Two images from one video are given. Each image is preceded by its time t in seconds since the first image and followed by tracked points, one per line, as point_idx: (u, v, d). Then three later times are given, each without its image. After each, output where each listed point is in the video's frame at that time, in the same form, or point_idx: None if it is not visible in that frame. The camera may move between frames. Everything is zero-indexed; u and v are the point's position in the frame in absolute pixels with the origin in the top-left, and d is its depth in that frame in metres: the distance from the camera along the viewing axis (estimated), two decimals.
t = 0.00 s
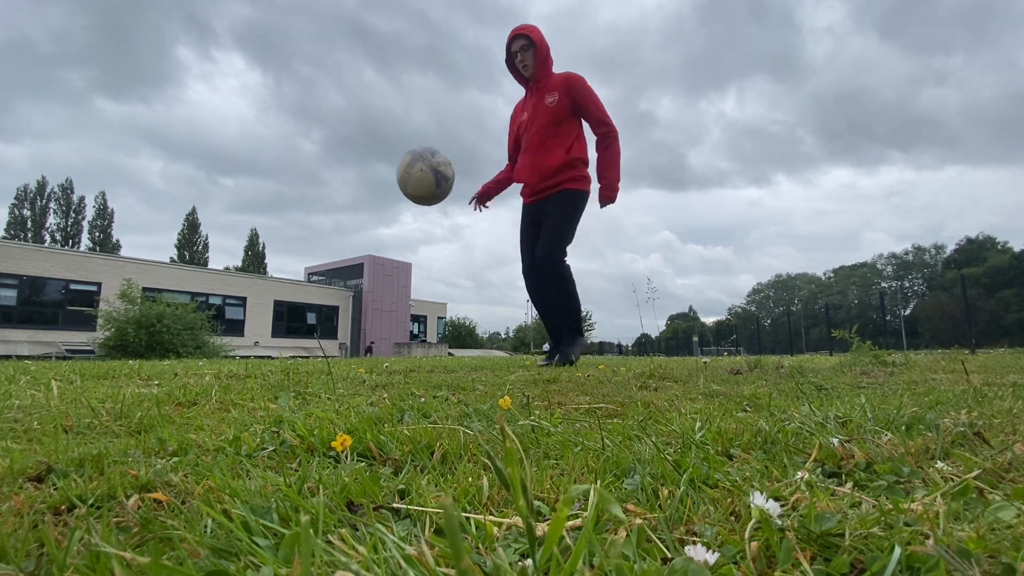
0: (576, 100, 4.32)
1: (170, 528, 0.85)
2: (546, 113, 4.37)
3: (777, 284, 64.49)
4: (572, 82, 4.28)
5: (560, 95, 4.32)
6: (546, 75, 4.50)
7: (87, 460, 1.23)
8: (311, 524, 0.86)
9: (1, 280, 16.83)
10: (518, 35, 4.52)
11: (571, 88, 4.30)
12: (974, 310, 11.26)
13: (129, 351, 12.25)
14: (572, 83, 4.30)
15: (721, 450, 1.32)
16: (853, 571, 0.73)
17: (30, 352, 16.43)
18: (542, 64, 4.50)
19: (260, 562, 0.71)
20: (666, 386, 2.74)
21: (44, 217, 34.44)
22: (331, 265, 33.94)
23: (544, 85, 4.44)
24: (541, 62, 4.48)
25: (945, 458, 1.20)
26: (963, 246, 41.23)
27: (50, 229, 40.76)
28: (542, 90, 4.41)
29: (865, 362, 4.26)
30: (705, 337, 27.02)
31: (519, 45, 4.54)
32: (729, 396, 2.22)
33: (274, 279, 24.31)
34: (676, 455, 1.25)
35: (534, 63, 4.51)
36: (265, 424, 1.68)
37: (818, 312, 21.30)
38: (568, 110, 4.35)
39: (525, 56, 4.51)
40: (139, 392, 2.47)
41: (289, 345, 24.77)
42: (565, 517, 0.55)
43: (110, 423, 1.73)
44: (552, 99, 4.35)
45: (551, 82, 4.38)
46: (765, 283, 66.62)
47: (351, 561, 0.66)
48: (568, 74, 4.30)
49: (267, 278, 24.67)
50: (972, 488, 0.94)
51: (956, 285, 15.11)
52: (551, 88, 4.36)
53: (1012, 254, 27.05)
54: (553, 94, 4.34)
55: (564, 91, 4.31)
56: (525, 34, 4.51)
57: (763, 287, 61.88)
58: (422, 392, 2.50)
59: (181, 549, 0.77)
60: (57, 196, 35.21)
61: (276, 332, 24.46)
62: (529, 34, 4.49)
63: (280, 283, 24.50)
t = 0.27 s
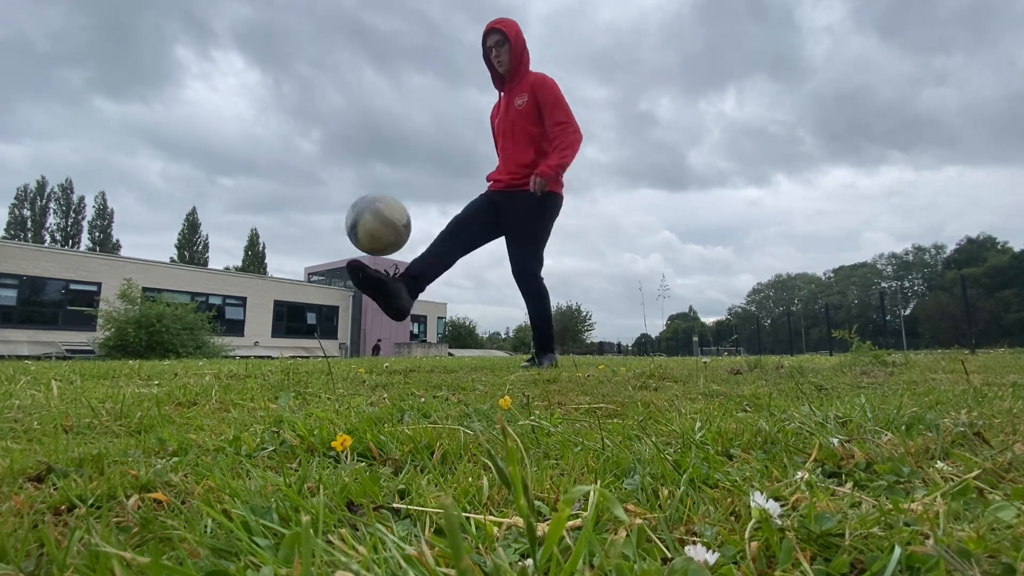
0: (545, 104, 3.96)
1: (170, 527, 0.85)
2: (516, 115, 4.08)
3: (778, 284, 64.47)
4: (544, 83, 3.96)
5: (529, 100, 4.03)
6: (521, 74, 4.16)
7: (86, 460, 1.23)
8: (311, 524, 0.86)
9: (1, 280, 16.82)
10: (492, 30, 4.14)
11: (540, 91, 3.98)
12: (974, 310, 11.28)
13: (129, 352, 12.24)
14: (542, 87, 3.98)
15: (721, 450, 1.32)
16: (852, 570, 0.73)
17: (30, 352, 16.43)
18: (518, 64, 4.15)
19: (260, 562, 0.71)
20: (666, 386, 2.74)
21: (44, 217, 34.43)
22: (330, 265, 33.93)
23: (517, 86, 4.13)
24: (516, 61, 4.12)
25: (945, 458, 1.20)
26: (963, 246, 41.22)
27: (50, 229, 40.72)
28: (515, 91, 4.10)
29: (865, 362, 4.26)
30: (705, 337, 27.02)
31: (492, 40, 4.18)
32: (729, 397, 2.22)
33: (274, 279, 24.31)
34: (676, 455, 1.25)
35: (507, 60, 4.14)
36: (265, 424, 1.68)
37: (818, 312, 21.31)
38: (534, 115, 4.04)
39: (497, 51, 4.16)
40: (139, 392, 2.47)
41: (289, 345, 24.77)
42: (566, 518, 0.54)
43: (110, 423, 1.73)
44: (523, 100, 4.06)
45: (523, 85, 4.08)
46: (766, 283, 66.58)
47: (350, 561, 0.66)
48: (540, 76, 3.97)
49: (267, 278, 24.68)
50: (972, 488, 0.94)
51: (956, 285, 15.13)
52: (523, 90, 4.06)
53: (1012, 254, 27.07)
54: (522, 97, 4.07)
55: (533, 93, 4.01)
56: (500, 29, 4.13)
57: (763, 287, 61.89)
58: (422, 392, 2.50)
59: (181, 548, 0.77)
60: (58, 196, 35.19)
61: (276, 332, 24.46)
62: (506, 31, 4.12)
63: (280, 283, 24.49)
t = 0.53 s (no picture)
0: (518, 74, 4.02)
1: (170, 528, 0.85)
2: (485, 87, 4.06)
3: (778, 284, 64.45)
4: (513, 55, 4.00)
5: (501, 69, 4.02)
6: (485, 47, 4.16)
7: (86, 461, 1.23)
8: (311, 524, 0.86)
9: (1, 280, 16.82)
10: (450, 4, 4.14)
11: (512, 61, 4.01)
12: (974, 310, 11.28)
13: (129, 352, 12.25)
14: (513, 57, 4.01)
15: (721, 450, 1.32)
16: (852, 570, 0.73)
17: (30, 352, 16.44)
18: (481, 37, 4.14)
19: (260, 562, 0.71)
20: (666, 386, 2.74)
21: (45, 217, 34.45)
22: (330, 266, 33.93)
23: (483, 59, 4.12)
24: (478, 34, 4.12)
25: (946, 458, 1.20)
26: (963, 246, 41.20)
27: (51, 229, 40.80)
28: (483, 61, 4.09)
29: (865, 362, 4.26)
30: (705, 337, 27.03)
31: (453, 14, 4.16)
32: (729, 396, 2.22)
33: (274, 279, 24.30)
34: (676, 455, 1.25)
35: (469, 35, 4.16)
36: (265, 424, 1.68)
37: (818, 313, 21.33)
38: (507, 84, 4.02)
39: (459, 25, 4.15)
40: (139, 392, 2.47)
41: (289, 345, 24.77)
42: (566, 517, 0.55)
43: (110, 423, 1.73)
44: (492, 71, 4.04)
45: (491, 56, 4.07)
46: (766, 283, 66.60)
47: (351, 561, 0.66)
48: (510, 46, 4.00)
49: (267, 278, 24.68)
50: (972, 488, 0.94)
51: (955, 286, 15.14)
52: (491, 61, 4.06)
53: (1012, 254, 27.08)
54: (492, 67, 4.05)
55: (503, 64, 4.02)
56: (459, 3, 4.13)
57: (763, 288, 61.92)
58: (422, 392, 2.50)
59: (181, 549, 0.77)
60: (58, 196, 35.24)
61: (276, 332, 24.46)
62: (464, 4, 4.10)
63: (281, 283, 24.49)
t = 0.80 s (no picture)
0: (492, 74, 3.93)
1: (170, 528, 0.85)
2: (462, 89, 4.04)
3: (778, 283, 64.43)
4: (487, 54, 3.93)
5: (475, 73, 3.98)
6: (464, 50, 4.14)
7: (86, 461, 1.23)
8: (311, 524, 0.86)
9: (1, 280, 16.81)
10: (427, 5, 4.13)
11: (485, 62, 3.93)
12: (974, 310, 11.28)
13: (129, 351, 12.24)
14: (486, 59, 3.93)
15: (721, 450, 1.32)
16: (852, 571, 0.73)
17: (30, 352, 16.43)
18: (458, 39, 4.13)
19: (260, 562, 0.71)
20: (666, 386, 2.74)
21: (44, 217, 34.43)
22: (330, 265, 33.92)
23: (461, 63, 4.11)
24: (454, 34, 4.10)
25: (945, 458, 1.20)
26: (963, 246, 41.15)
27: (50, 229, 40.80)
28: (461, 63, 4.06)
29: (865, 362, 4.26)
30: (705, 337, 27.03)
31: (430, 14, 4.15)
32: (729, 396, 2.22)
33: (274, 279, 24.30)
34: (676, 455, 1.25)
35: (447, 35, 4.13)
36: (265, 424, 1.68)
37: (818, 312, 21.33)
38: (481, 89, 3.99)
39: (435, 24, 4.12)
40: (139, 392, 2.47)
41: (289, 345, 24.77)
42: (565, 516, 0.54)
43: (110, 423, 1.73)
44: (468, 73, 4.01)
45: (467, 60, 4.05)
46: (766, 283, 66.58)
47: (350, 561, 0.66)
48: (482, 46, 3.92)
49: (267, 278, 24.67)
50: (972, 488, 0.94)
51: (955, 285, 15.13)
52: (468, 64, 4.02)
53: (1012, 254, 27.08)
54: (469, 70, 4.02)
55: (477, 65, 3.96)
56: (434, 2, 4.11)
57: (763, 288, 61.90)
58: (422, 392, 2.50)
59: (181, 548, 0.77)
60: (58, 196, 35.22)
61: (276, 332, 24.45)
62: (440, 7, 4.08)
63: (281, 283, 24.48)
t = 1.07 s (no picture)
0: (473, 57, 3.88)
1: (171, 528, 0.85)
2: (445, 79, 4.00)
3: (778, 283, 64.48)
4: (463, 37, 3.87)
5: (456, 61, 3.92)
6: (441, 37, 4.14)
7: (86, 461, 1.23)
8: (311, 525, 0.86)
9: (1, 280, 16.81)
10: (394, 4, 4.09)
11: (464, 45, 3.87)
12: (974, 310, 11.28)
13: (129, 352, 12.24)
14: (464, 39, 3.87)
15: (721, 450, 1.32)
16: (852, 570, 0.73)
17: (30, 352, 16.44)
18: (432, 26, 4.12)
19: (260, 562, 0.71)
20: (666, 386, 2.74)
21: (45, 217, 34.44)
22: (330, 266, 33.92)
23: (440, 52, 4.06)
24: (428, 26, 4.10)
25: (946, 458, 1.20)
26: (963, 246, 41.14)
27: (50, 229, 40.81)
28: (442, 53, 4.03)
29: (865, 362, 4.26)
30: (705, 337, 27.03)
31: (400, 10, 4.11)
32: (729, 397, 2.22)
33: (274, 279, 24.30)
34: (676, 455, 1.25)
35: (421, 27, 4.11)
36: (265, 424, 1.68)
37: (818, 312, 21.33)
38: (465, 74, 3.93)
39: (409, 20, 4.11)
40: (139, 392, 2.47)
41: (289, 345, 24.77)
42: (565, 516, 0.54)
43: (110, 423, 1.73)
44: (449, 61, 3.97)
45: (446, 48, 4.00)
46: (766, 283, 66.66)
47: (350, 561, 0.66)
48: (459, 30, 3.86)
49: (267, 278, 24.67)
50: (973, 488, 0.94)
51: (955, 285, 15.14)
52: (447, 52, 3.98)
53: (1012, 254, 27.10)
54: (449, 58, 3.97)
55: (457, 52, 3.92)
56: None
57: (763, 288, 61.90)
58: (422, 392, 2.50)
59: (181, 549, 0.77)
60: (57, 196, 35.23)
61: (276, 332, 24.44)
62: None
63: (281, 283, 24.49)
